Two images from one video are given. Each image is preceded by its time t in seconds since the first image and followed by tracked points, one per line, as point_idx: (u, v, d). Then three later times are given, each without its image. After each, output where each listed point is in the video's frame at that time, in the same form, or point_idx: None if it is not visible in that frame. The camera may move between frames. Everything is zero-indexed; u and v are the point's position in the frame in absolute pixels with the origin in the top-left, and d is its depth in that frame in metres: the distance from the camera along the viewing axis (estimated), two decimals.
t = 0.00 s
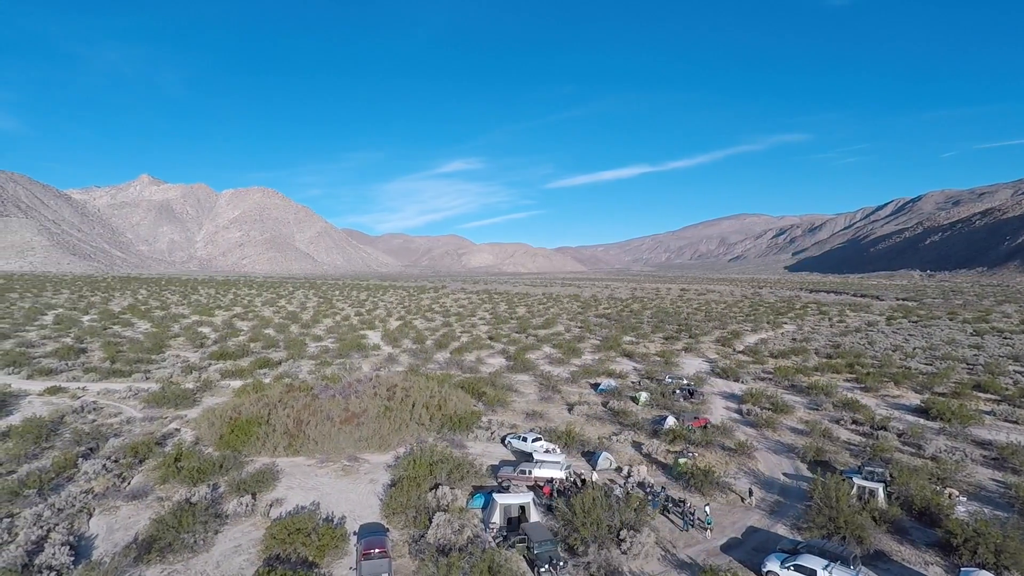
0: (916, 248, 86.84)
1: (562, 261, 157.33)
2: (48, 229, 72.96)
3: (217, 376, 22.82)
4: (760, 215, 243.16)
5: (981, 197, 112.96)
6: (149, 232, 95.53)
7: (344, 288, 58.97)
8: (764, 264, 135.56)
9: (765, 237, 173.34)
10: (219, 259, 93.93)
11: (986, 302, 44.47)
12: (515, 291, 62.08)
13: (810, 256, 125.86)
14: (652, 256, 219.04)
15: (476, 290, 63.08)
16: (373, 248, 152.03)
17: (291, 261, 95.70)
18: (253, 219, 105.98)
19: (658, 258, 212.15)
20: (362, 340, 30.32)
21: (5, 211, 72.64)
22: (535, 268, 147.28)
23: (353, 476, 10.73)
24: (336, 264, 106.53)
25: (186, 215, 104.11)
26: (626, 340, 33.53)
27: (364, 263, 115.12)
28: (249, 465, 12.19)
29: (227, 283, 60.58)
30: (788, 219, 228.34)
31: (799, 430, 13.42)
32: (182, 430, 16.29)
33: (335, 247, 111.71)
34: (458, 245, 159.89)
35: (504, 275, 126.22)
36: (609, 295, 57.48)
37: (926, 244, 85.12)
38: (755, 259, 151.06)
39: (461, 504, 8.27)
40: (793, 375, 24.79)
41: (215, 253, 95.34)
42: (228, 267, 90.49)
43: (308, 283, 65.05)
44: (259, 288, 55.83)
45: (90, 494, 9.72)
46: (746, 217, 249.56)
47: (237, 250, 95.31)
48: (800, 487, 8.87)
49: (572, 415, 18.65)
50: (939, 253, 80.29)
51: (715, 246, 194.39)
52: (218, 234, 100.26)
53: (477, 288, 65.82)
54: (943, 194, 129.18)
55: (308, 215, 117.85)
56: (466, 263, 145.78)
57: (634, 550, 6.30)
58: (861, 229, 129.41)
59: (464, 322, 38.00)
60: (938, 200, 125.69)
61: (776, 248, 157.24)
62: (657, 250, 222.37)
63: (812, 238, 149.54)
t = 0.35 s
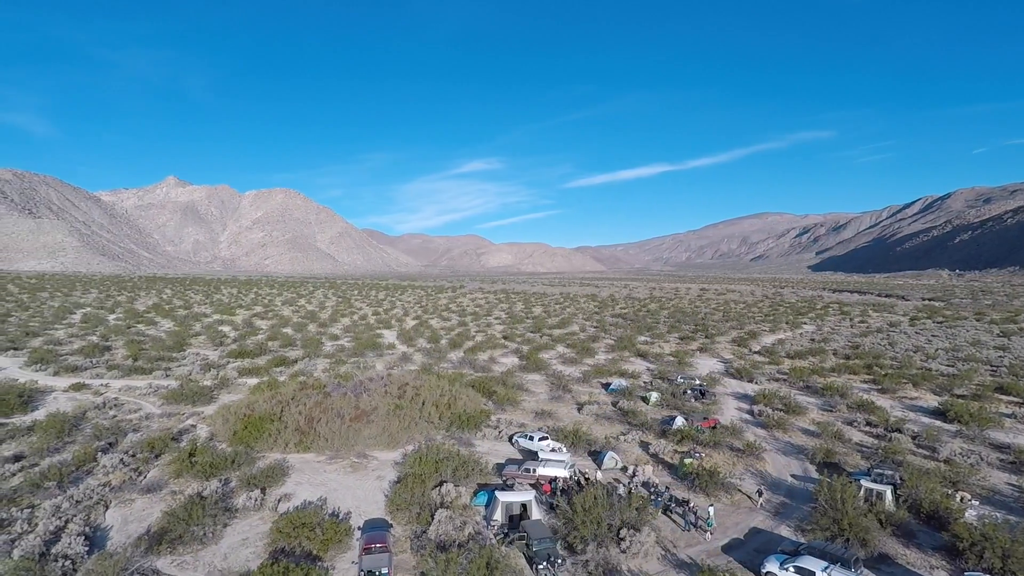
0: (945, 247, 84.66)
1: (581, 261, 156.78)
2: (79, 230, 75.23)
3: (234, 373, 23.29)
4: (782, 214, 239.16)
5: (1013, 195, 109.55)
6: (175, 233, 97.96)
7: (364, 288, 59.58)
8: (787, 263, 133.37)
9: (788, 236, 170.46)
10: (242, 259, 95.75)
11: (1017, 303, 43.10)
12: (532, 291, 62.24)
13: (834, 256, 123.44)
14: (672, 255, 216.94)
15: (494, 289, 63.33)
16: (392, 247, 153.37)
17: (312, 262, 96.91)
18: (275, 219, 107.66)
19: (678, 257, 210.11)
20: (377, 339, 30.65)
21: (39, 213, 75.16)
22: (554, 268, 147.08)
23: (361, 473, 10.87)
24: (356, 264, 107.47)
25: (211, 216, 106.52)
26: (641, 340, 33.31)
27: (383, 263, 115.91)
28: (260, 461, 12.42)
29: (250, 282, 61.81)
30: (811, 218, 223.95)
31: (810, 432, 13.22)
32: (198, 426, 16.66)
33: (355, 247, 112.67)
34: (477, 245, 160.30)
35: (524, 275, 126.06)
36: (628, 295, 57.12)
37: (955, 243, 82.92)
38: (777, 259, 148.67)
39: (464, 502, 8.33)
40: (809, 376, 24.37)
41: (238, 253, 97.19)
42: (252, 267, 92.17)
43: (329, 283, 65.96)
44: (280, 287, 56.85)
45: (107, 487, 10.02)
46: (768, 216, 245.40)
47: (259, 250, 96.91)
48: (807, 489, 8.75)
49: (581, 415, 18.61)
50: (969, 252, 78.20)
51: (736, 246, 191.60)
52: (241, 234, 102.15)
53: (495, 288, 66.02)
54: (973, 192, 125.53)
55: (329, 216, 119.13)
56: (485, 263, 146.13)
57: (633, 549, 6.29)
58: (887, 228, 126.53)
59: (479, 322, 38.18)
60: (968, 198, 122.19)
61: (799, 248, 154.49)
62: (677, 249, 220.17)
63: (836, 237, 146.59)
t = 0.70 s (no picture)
0: (975, 246, 82.32)
1: (600, 261, 156.01)
2: (108, 231, 77.38)
3: (251, 371, 23.75)
4: (804, 215, 234.79)
5: None
6: (199, 234, 100.26)
7: (384, 288, 60.09)
8: (810, 263, 130.96)
9: (812, 235, 167.36)
10: (265, 259, 97.43)
11: None
12: (550, 291, 62.14)
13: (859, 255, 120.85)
14: (693, 255, 214.55)
15: (512, 289, 63.43)
16: (411, 247, 154.35)
17: (333, 262, 98.06)
18: (297, 220, 108.84)
19: (699, 257, 207.69)
20: (393, 338, 30.98)
21: (71, 214, 77.60)
22: (573, 267, 146.67)
23: (369, 469, 11.03)
24: (377, 264, 108.27)
25: (235, 217, 108.69)
26: (656, 340, 33.06)
27: (403, 264, 116.40)
28: (272, 458, 12.65)
29: (272, 282, 62.98)
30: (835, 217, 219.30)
31: (822, 434, 12.99)
32: (214, 422, 17.03)
33: (375, 247, 113.41)
34: (496, 245, 160.67)
35: (543, 274, 125.80)
36: (646, 295, 56.72)
37: (985, 242, 80.62)
38: (800, 258, 146.01)
39: (468, 499, 8.41)
40: (825, 377, 23.93)
41: (261, 253, 98.92)
42: (274, 267, 93.72)
43: (350, 283, 66.77)
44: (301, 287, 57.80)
45: (124, 480, 10.30)
46: (790, 215, 240.93)
47: (281, 250, 98.40)
48: (814, 491, 8.64)
49: (591, 414, 18.57)
50: (1000, 251, 75.95)
51: (758, 245, 188.67)
52: (264, 235, 103.94)
53: (514, 288, 66.03)
54: (1006, 189, 121.67)
55: (350, 216, 120.20)
56: (503, 263, 146.19)
57: (632, 548, 6.29)
58: (914, 226, 123.43)
59: (494, 321, 38.29)
60: (1000, 195, 118.49)
61: (823, 247, 151.56)
62: (698, 249, 217.59)
63: (861, 237, 143.48)
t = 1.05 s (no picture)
0: (1006, 244, 79.95)
1: (619, 261, 155.16)
2: (136, 232, 79.43)
3: (267, 369, 24.16)
4: (827, 213, 230.23)
5: None
6: (224, 234, 102.33)
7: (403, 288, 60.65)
8: (834, 262, 128.46)
9: (836, 234, 164.06)
10: (286, 259, 98.99)
11: None
12: (568, 291, 61.98)
13: (885, 254, 118.16)
14: (713, 254, 211.88)
15: (530, 289, 63.49)
16: (430, 247, 155.23)
17: (353, 262, 99.16)
18: (318, 221, 110.12)
19: (719, 257, 205.04)
20: (408, 338, 31.25)
21: (100, 215, 79.90)
22: (591, 267, 145.95)
23: (377, 466, 11.18)
24: (396, 264, 109.02)
25: (258, 218, 110.66)
26: (671, 340, 32.76)
27: (422, 263, 117.18)
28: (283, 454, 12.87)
29: (295, 281, 64.06)
30: (860, 215, 214.61)
31: (834, 435, 12.77)
32: (229, 419, 17.39)
33: (394, 247, 114.16)
34: (515, 245, 160.78)
35: (561, 273, 125.42)
36: (665, 295, 56.25)
37: (1017, 240, 78.21)
38: (823, 258, 143.31)
39: (472, 497, 8.48)
40: (841, 378, 23.47)
41: (283, 253, 100.52)
42: (295, 267, 95.16)
43: (371, 282, 67.58)
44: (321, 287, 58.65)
45: (141, 474, 10.59)
46: (814, 214, 236.25)
47: (303, 250, 99.80)
48: (821, 493, 8.52)
49: (600, 414, 18.51)
50: None
51: (780, 244, 185.56)
52: (287, 235, 105.72)
53: (532, 287, 66.04)
54: None
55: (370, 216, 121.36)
56: (522, 263, 146.24)
57: (631, 547, 6.30)
58: (942, 224, 120.20)
59: (509, 321, 38.37)
60: None
61: (847, 246, 148.49)
62: (718, 249, 214.85)
63: (888, 235, 140.20)
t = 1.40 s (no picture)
0: None
1: (639, 260, 154.00)
2: (162, 232, 81.34)
3: (282, 367, 24.59)
4: (851, 212, 225.32)
5: None
6: (246, 234, 104.29)
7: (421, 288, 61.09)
8: (859, 262, 125.86)
9: (862, 233, 160.55)
10: (308, 259, 100.40)
11: None
12: (585, 290, 61.81)
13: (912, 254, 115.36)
14: (734, 254, 209.06)
15: (547, 289, 63.48)
16: (448, 247, 155.91)
17: (373, 262, 100.07)
18: (339, 221, 111.60)
19: (740, 257, 202.25)
20: (422, 337, 31.51)
21: (127, 217, 82.13)
22: (611, 267, 144.96)
23: (383, 462, 11.31)
24: (415, 264, 109.70)
25: (279, 219, 112.51)
26: (685, 340, 32.49)
27: (441, 263, 117.77)
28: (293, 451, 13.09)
29: (315, 281, 64.98)
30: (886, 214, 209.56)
31: (845, 437, 12.56)
32: (243, 416, 17.75)
33: (414, 247, 114.84)
34: (533, 245, 160.75)
35: (579, 272, 124.83)
36: (683, 295, 55.75)
37: None
38: (847, 257, 140.44)
39: (475, 494, 8.55)
40: (858, 380, 23.04)
41: (304, 253, 102.00)
42: (315, 267, 96.44)
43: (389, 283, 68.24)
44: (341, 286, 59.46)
45: (156, 468, 10.88)
46: (838, 213, 231.43)
47: (324, 250, 101.10)
48: (827, 495, 8.41)
49: (609, 414, 18.45)
50: None
51: (803, 242, 182.35)
52: (308, 236, 107.35)
53: (549, 287, 66.08)
54: None
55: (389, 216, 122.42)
56: (541, 263, 146.00)
57: (629, 546, 6.31)
58: (973, 222, 116.82)
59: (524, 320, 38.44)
60: None
61: (872, 245, 145.34)
62: (739, 248, 211.97)
63: (915, 234, 136.77)
